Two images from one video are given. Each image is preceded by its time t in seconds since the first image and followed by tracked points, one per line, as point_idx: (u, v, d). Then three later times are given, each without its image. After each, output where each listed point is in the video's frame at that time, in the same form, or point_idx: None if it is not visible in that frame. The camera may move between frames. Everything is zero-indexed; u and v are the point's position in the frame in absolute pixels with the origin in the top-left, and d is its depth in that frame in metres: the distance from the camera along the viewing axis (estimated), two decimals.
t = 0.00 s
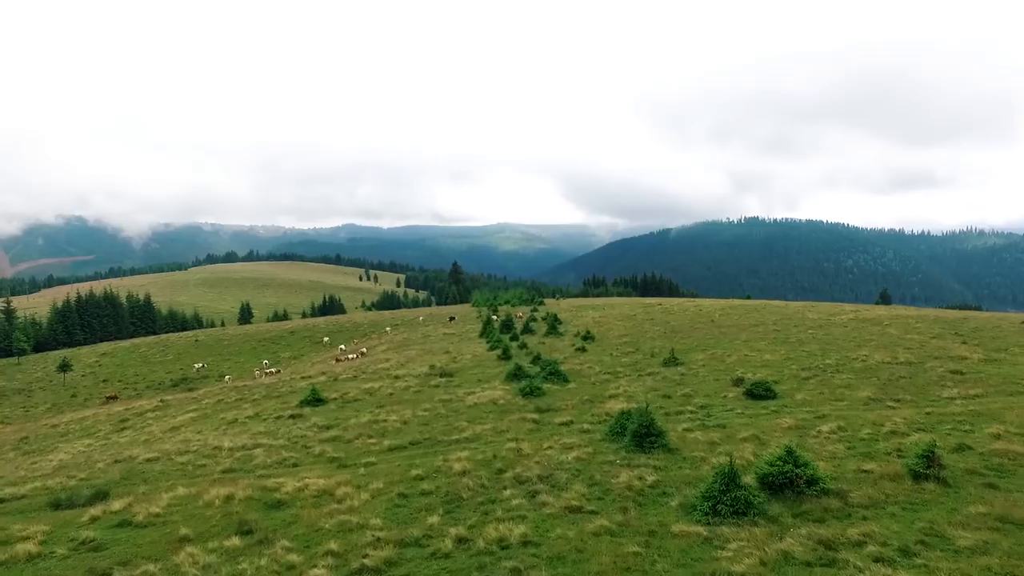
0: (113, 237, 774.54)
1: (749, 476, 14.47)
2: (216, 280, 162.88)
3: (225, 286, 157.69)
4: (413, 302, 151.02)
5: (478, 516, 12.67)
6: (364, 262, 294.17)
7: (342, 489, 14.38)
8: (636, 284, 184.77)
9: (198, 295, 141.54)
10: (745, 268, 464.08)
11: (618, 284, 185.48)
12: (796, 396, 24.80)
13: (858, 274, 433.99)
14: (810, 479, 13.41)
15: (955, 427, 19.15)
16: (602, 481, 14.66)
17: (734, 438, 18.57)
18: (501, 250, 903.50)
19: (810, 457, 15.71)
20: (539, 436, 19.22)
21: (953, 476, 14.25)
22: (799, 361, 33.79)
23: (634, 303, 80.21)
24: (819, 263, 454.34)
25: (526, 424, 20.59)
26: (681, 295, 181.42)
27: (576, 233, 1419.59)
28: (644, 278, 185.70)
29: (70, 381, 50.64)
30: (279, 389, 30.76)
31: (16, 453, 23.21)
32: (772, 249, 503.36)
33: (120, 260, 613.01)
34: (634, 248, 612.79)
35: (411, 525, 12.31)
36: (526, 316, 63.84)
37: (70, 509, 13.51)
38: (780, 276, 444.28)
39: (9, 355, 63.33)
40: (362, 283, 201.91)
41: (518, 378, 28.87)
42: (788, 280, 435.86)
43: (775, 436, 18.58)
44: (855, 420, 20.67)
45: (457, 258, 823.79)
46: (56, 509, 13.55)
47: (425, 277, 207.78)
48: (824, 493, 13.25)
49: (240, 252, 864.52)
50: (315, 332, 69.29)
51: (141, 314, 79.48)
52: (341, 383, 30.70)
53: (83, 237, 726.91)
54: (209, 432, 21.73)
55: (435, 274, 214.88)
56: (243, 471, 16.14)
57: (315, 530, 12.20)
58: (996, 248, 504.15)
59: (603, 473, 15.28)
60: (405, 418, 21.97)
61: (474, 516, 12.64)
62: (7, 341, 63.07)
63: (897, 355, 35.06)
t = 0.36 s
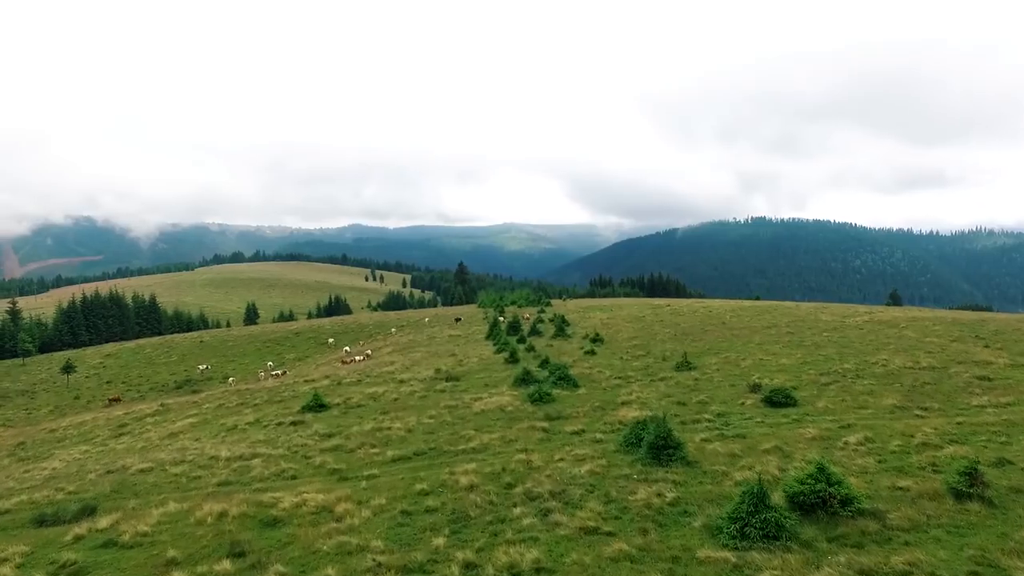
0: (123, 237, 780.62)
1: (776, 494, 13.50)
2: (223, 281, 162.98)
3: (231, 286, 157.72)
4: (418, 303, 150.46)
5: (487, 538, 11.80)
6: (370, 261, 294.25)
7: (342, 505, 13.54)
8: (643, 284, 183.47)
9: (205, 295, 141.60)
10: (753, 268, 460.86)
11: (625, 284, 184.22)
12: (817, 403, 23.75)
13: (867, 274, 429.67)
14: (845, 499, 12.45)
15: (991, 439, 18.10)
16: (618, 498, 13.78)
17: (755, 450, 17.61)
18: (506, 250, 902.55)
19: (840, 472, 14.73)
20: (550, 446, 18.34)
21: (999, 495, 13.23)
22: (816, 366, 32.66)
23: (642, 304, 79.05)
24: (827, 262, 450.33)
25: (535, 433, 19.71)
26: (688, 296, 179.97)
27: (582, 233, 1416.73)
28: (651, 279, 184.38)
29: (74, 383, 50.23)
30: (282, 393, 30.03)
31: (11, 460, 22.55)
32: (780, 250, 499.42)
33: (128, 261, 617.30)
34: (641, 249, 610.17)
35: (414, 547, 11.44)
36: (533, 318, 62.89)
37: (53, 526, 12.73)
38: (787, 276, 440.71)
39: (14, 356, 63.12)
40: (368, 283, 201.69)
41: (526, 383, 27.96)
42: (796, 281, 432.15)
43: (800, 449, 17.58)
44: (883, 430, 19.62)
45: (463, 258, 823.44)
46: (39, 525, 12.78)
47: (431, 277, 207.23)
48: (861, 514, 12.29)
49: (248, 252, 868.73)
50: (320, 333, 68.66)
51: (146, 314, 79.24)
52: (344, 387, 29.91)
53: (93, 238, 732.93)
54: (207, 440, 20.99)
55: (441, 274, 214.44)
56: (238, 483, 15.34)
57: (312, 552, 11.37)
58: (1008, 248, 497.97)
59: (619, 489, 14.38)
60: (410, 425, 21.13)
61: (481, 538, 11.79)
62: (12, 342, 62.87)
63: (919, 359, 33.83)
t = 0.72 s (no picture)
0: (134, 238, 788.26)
1: (812, 518, 12.44)
2: (231, 281, 163.26)
3: (239, 287, 157.95)
4: (425, 304, 149.97)
5: (498, 567, 10.86)
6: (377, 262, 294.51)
7: (343, 527, 12.63)
8: (651, 284, 181.77)
9: (212, 296, 141.82)
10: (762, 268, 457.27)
11: (633, 284, 182.99)
12: (843, 413, 22.60)
13: (878, 275, 424.93)
14: (889, 526, 11.41)
15: None
16: (639, 522, 12.78)
17: (783, 466, 16.54)
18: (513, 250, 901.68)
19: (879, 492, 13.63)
20: (563, 460, 17.38)
21: None
22: (838, 372, 31.38)
23: (652, 305, 77.80)
24: (837, 263, 445.91)
25: (547, 445, 18.73)
26: (697, 296, 178.49)
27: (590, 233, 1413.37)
28: (659, 279, 182.97)
29: (79, 385, 49.83)
30: (285, 399, 29.25)
31: (6, 469, 21.89)
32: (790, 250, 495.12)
33: (138, 261, 622.68)
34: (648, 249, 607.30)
35: None
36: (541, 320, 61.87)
37: (35, 549, 11.91)
38: (797, 276, 436.83)
39: (21, 357, 62.98)
40: (375, 283, 201.49)
41: (536, 390, 26.97)
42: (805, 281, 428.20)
43: (831, 465, 16.48)
44: (917, 443, 18.48)
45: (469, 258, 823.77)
46: (20, 548, 11.97)
47: (437, 278, 206.90)
48: (906, 543, 11.24)
49: (256, 253, 874.00)
50: (326, 334, 68.02)
51: (153, 315, 79.10)
52: (349, 393, 29.04)
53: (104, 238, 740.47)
54: (206, 450, 20.18)
55: (448, 274, 214.01)
56: (234, 500, 14.48)
57: None
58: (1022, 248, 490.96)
59: (640, 510, 13.39)
60: (416, 435, 20.18)
61: (493, 567, 10.85)
62: (19, 343, 62.74)
63: (944, 365, 32.52)
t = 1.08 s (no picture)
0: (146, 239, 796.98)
1: (852, 545, 11.43)
2: (240, 281, 163.76)
3: (248, 287, 158.35)
4: (434, 304, 149.46)
5: None
6: (386, 262, 294.91)
7: (345, 550, 11.76)
8: (661, 285, 180.17)
9: (222, 296, 142.13)
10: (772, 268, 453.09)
11: (642, 285, 181.34)
12: (872, 423, 21.41)
13: (891, 275, 419.19)
14: (942, 557, 10.38)
15: None
16: (664, 547, 11.82)
17: (814, 483, 15.48)
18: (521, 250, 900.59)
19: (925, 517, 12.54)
20: (579, 474, 16.44)
21: None
22: (862, 378, 30.14)
23: (663, 307, 76.52)
24: (849, 263, 440.55)
25: (562, 457, 17.82)
26: (707, 297, 176.63)
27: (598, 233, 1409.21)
28: (668, 280, 181.24)
29: (86, 387, 49.56)
30: (290, 404, 28.52)
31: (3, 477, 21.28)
32: (801, 250, 489.93)
33: (150, 262, 629.21)
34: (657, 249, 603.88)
35: None
36: (551, 322, 60.90)
37: (17, 573, 11.10)
38: (808, 277, 431.93)
39: (30, 358, 63.05)
40: (383, 284, 201.45)
41: (548, 397, 26.03)
42: (817, 282, 423.30)
43: (865, 483, 15.40)
44: (956, 459, 17.30)
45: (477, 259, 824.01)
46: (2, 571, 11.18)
47: (446, 278, 206.43)
48: None
49: (267, 253, 880.17)
50: (334, 336, 67.49)
51: (161, 317, 79.07)
52: (356, 398, 28.25)
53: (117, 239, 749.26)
54: (206, 459, 19.41)
55: (456, 275, 213.64)
56: (231, 518, 13.64)
57: None
58: None
59: (664, 534, 12.43)
60: (424, 445, 19.31)
61: None
62: (28, 345, 62.76)
63: (974, 371, 31.15)
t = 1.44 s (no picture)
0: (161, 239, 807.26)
1: None
2: (252, 282, 164.48)
3: (259, 287, 158.94)
4: (444, 305, 148.90)
5: None
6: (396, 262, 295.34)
7: None
8: (673, 285, 178.16)
9: (233, 296, 142.76)
10: (786, 268, 447.81)
11: (654, 286, 179.43)
12: (908, 435, 20.20)
13: (908, 277, 412.14)
14: None
15: None
16: None
17: (852, 504, 14.40)
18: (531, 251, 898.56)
19: (982, 546, 11.42)
20: (598, 490, 15.47)
21: None
22: (890, 385, 28.80)
23: (677, 309, 75.09)
24: (865, 264, 433.96)
25: (579, 471, 16.88)
26: (720, 298, 174.31)
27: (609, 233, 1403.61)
28: (681, 280, 179.11)
29: (96, 389, 49.40)
30: (298, 409, 27.84)
31: (3, 484, 20.75)
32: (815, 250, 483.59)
33: (164, 262, 636.73)
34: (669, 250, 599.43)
35: None
36: (563, 324, 59.76)
37: None
38: (822, 277, 425.99)
39: (43, 359, 63.28)
40: (394, 284, 201.35)
41: (562, 403, 25.08)
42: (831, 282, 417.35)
43: (909, 504, 14.26)
44: (1005, 476, 16.09)
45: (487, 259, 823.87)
46: None
47: (456, 278, 205.95)
48: None
49: (278, 254, 887.58)
50: (343, 337, 67.01)
51: (173, 317, 79.21)
52: (364, 404, 27.46)
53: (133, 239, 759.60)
54: (209, 469, 18.73)
55: (466, 276, 213.09)
56: (229, 538, 12.84)
57: None
58: None
59: (694, 562, 11.45)
60: (434, 456, 18.45)
61: None
62: (40, 345, 62.98)
63: (1010, 378, 29.67)
